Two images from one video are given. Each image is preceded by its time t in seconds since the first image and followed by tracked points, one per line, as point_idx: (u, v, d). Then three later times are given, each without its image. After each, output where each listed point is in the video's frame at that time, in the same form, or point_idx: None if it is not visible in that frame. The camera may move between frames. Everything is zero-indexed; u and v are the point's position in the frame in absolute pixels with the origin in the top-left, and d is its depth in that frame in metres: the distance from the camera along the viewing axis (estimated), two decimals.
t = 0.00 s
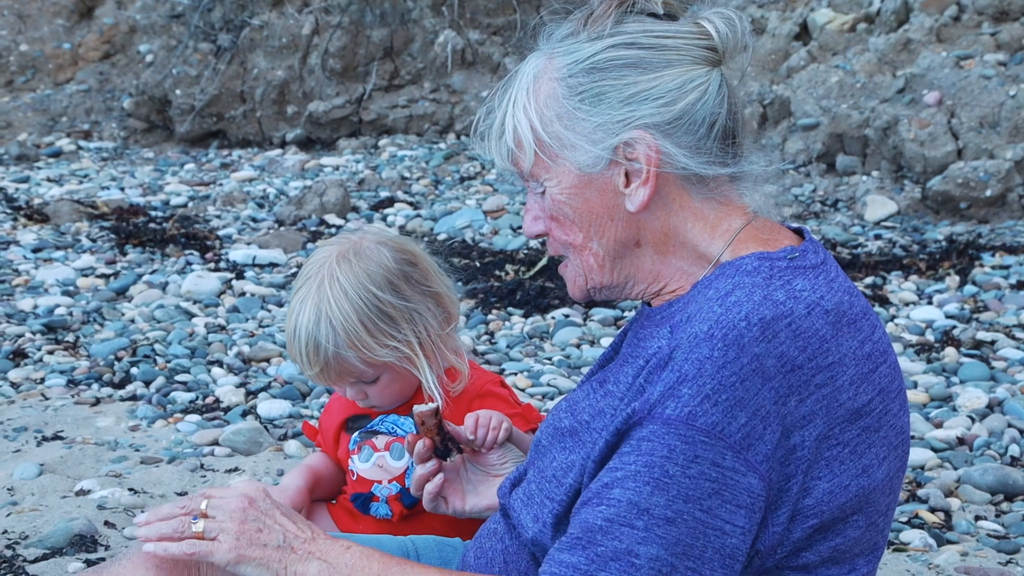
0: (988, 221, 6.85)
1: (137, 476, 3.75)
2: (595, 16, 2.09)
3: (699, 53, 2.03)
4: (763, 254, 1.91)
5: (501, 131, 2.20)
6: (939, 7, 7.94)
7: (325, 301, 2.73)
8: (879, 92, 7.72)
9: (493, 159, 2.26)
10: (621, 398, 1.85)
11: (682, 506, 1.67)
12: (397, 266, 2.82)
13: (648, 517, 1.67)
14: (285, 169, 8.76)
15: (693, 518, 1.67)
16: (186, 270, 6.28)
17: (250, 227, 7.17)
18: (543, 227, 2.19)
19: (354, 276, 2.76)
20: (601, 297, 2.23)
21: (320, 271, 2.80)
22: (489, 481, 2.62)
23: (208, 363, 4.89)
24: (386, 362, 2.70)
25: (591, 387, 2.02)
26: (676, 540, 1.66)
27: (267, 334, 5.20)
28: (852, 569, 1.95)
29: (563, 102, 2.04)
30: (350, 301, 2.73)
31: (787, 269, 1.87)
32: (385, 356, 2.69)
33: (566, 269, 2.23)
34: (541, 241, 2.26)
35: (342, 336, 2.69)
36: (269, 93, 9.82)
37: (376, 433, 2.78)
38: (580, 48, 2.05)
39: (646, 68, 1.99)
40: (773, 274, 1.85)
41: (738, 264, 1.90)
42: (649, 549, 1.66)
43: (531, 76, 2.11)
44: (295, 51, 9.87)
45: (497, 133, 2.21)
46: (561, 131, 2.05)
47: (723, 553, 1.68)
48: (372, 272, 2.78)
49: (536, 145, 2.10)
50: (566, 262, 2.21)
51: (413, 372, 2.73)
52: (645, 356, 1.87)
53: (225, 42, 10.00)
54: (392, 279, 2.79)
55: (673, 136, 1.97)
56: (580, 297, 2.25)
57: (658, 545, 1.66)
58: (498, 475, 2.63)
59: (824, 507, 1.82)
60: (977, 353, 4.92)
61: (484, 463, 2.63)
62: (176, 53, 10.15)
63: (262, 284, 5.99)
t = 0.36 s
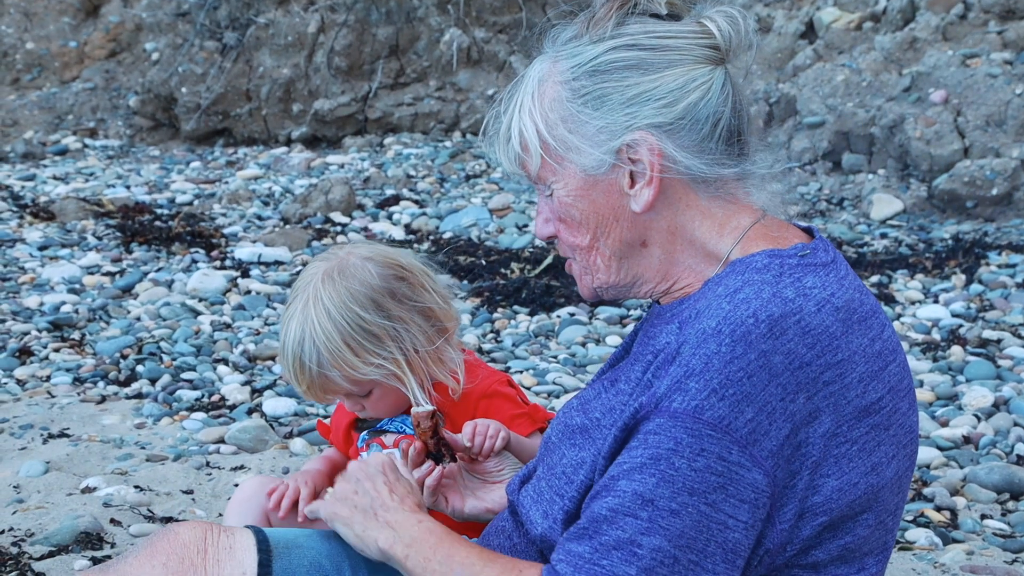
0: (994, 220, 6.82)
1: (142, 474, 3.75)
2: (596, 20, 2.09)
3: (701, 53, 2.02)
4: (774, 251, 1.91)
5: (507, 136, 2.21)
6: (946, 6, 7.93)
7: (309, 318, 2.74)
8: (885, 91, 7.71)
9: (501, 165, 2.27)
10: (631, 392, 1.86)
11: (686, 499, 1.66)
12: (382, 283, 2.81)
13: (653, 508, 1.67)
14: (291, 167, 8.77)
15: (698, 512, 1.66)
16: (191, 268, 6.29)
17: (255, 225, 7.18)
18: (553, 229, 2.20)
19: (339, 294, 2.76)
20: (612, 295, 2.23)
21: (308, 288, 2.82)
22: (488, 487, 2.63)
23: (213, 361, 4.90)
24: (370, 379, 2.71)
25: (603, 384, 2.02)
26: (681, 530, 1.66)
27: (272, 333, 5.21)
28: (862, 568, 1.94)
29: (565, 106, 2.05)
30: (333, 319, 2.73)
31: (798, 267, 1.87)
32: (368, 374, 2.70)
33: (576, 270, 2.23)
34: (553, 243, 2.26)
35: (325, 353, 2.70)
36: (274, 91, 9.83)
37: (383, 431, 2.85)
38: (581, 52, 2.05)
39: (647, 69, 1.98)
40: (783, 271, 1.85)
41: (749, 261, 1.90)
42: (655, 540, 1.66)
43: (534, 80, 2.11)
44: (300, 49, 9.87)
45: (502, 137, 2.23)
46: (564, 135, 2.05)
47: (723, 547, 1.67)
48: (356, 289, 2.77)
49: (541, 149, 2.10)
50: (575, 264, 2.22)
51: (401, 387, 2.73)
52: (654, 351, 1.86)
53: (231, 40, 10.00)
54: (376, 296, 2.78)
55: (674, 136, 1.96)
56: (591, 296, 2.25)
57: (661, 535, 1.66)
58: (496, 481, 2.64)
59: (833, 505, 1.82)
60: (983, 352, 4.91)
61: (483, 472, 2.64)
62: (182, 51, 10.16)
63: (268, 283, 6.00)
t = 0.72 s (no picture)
0: (1001, 218, 6.80)
1: (149, 471, 3.76)
2: (582, 31, 2.09)
3: (688, 57, 2.02)
4: (770, 245, 1.91)
5: (502, 146, 2.22)
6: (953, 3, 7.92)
7: (307, 334, 2.76)
8: (892, 89, 7.69)
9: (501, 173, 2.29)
10: (625, 377, 1.89)
11: (657, 480, 1.71)
12: (379, 296, 2.81)
13: (622, 486, 1.72)
14: (297, 164, 8.77)
15: (668, 492, 1.70)
16: (198, 265, 6.30)
17: (262, 223, 7.18)
18: (554, 233, 2.21)
19: (335, 309, 2.77)
20: (618, 297, 2.23)
21: (306, 303, 2.83)
22: (483, 514, 2.63)
23: (220, 358, 4.90)
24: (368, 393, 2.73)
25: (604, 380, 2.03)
26: (646, 511, 1.71)
27: (279, 330, 5.21)
28: (863, 561, 1.93)
29: (552, 117, 2.05)
30: (330, 335, 2.74)
31: (794, 260, 1.87)
32: (366, 389, 2.72)
33: (579, 273, 2.24)
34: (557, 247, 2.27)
35: (322, 370, 2.73)
36: (281, 88, 9.84)
37: (386, 433, 2.88)
38: (568, 62, 2.05)
39: (633, 77, 1.98)
40: (778, 265, 1.85)
41: (745, 256, 1.90)
42: (618, 515, 1.72)
43: (525, 91, 2.12)
44: (307, 47, 9.88)
45: (498, 145, 2.25)
46: (553, 148, 2.05)
47: (695, 529, 1.70)
48: (352, 304, 2.78)
49: (534, 161, 2.12)
50: (578, 267, 2.22)
51: (399, 399, 2.76)
52: (650, 342, 1.88)
53: (238, 38, 10.00)
54: (373, 310, 2.78)
55: (662, 144, 1.96)
56: (597, 298, 2.25)
57: (627, 514, 1.72)
58: (491, 508, 2.63)
59: (830, 495, 1.80)
60: (990, 350, 4.91)
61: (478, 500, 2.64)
62: (188, 49, 10.17)
63: (274, 280, 6.00)
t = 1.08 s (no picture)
0: (1007, 216, 6.78)
1: (155, 468, 3.76)
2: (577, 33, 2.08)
3: (684, 57, 2.01)
4: (772, 242, 1.90)
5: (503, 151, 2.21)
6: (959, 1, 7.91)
7: (299, 374, 2.66)
8: (897, 87, 7.69)
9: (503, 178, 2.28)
10: (630, 376, 1.89)
11: (666, 479, 1.70)
12: (366, 326, 2.70)
13: (632, 486, 1.72)
14: (303, 162, 8.78)
15: (677, 491, 1.70)
16: (203, 262, 6.30)
17: (267, 220, 7.19)
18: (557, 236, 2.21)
19: (323, 346, 2.66)
20: (620, 297, 2.23)
21: (293, 340, 2.72)
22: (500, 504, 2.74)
23: (226, 356, 4.91)
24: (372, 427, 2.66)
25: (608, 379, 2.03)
26: (657, 510, 1.71)
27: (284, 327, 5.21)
28: (868, 557, 1.93)
29: (549, 121, 2.05)
30: (324, 375, 2.64)
31: (796, 257, 1.87)
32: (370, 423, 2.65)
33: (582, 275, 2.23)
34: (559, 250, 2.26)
35: (322, 412, 2.64)
36: (286, 86, 9.85)
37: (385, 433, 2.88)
38: (565, 66, 2.05)
39: (629, 79, 1.97)
40: (781, 262, 1.85)
41: (747, 253, 1.90)
42: (629, 516, 1.71)
43: (524, 94, 2.12)
44: (313, 44, 9.88)
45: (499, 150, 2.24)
46: (552, 151, 2.05)
47: (705, 527, 1.70)
48: (340, 339, 2.67)
49: (533, 165, 2.11)
50: (581, 270, 2.22)
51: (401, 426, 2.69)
52: (654, 341, 1.88)
53: (243, 36, 10.02)
54: (363, 341, 2.68)
55: (659, 146, 1.96)
56: (600, 298, 2.26)
57: (638, 514, 1.71)
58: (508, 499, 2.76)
59: (834, 491, 1.80)
60: (996, 349, 4.90)
61: (497, 489, 2.74)
62: (194, 46, 10.17)
63: (280, 277, 6.01)
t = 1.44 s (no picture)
0: (1010, 214, 6.77)
1: (158, 465, 3.76)
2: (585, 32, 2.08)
3: (692, 56, 2.00)
4: (781, 242, 1.90)
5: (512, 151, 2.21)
6: None
7: (301, 400, 2.65)
8: (901, 84, 7.68)
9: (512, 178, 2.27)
10: (636, 376, 1.88)
11: (676, 481, 1.70)
12: (366, 348, 2.68)
13: (642, 487, 1.72)
14: (306, 159, 8.78)
15: (687, 492, 1.70)
16: (207, 259, 6.31)
17: (271, 217, 7.19)
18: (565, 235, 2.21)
19: (323, 372, 2.64)
20: (627, 295, 2.24)
21: (293, 363, 2.70)
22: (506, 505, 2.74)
23: (229, 353, 4.91)
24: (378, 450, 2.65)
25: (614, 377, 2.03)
26: (667, 512, 1.71)
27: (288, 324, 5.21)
28: (871, 558, 1.93)
29: (559, 120, 2.05)
30: (326, 401, 2.62)
31: (805, 257, 1.87)
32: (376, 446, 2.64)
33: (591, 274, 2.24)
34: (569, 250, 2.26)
35: (328, 438, 2.63)
36: (290, 83, 9.84)
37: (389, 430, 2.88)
38: (573, 64, 2.05)
39: (638, 78, 1.97)
40: (790, 262, 1.85)
41: (756, 252, 1.90)
42: (639, 518, 1.71)
43: (533, 91, 2.12)
44: (317, 41, 9.87)
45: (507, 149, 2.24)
46: (562, 152, 2.06)
47: (714, 528, 1.71)
48: (340, 363, 2.64)
49: (543, 165, 2.12)
50: (591, 270, 2.22)
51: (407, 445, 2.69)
52: (661, 340, 1.88)
53: (248, 32, 9.99)
54: (363, 363, 2.66)
55: (669, 145, 1.96)
56: (609, 296, 2.26)
57: (648, 514, 1.71)
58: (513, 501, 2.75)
59: (840, 493, 1.81)
60: (999, 346, 4.90)
61: (504, 491, 2.74)
62: (198, 43, 10.18)
63: (283, 274, 6.02)
